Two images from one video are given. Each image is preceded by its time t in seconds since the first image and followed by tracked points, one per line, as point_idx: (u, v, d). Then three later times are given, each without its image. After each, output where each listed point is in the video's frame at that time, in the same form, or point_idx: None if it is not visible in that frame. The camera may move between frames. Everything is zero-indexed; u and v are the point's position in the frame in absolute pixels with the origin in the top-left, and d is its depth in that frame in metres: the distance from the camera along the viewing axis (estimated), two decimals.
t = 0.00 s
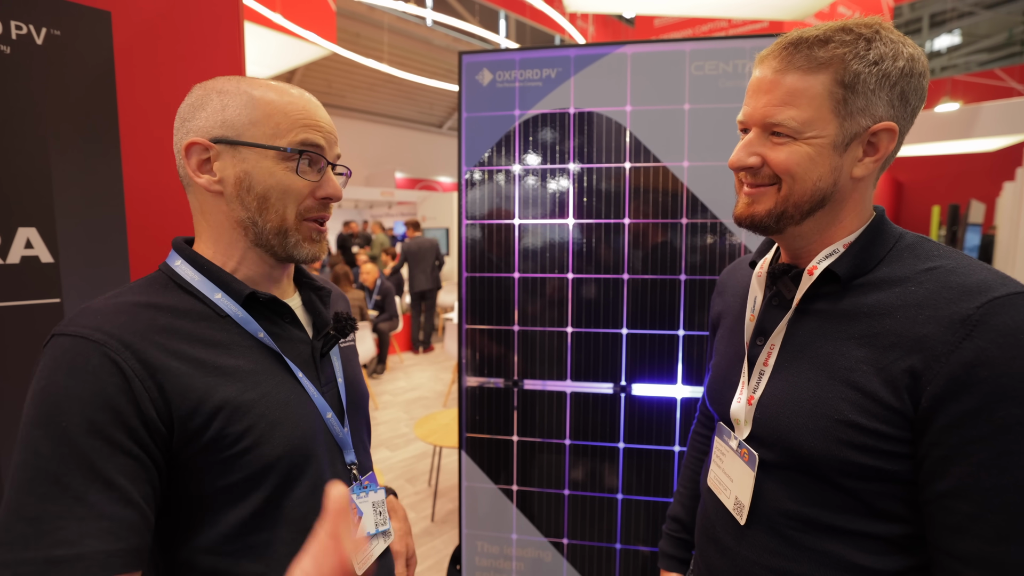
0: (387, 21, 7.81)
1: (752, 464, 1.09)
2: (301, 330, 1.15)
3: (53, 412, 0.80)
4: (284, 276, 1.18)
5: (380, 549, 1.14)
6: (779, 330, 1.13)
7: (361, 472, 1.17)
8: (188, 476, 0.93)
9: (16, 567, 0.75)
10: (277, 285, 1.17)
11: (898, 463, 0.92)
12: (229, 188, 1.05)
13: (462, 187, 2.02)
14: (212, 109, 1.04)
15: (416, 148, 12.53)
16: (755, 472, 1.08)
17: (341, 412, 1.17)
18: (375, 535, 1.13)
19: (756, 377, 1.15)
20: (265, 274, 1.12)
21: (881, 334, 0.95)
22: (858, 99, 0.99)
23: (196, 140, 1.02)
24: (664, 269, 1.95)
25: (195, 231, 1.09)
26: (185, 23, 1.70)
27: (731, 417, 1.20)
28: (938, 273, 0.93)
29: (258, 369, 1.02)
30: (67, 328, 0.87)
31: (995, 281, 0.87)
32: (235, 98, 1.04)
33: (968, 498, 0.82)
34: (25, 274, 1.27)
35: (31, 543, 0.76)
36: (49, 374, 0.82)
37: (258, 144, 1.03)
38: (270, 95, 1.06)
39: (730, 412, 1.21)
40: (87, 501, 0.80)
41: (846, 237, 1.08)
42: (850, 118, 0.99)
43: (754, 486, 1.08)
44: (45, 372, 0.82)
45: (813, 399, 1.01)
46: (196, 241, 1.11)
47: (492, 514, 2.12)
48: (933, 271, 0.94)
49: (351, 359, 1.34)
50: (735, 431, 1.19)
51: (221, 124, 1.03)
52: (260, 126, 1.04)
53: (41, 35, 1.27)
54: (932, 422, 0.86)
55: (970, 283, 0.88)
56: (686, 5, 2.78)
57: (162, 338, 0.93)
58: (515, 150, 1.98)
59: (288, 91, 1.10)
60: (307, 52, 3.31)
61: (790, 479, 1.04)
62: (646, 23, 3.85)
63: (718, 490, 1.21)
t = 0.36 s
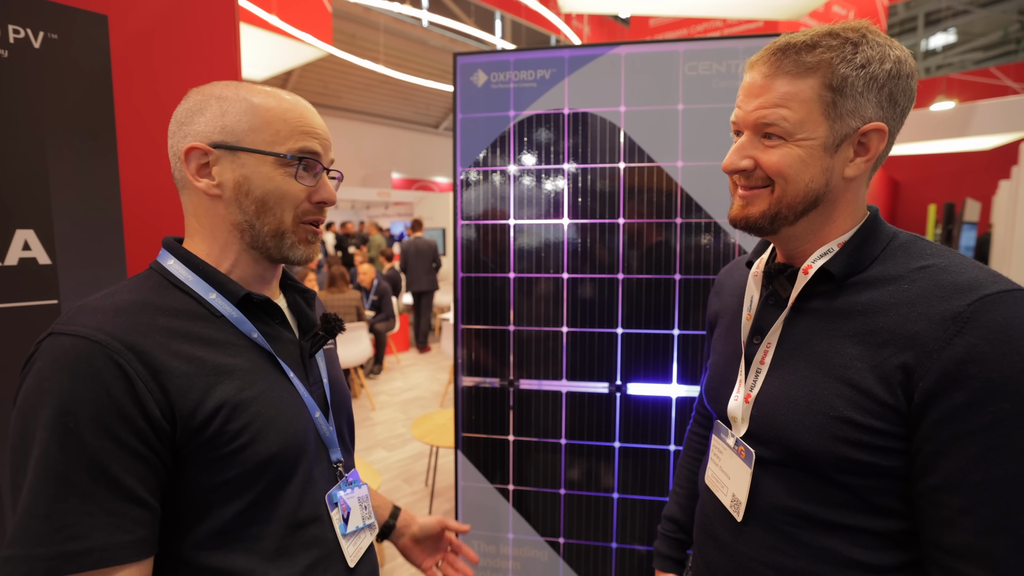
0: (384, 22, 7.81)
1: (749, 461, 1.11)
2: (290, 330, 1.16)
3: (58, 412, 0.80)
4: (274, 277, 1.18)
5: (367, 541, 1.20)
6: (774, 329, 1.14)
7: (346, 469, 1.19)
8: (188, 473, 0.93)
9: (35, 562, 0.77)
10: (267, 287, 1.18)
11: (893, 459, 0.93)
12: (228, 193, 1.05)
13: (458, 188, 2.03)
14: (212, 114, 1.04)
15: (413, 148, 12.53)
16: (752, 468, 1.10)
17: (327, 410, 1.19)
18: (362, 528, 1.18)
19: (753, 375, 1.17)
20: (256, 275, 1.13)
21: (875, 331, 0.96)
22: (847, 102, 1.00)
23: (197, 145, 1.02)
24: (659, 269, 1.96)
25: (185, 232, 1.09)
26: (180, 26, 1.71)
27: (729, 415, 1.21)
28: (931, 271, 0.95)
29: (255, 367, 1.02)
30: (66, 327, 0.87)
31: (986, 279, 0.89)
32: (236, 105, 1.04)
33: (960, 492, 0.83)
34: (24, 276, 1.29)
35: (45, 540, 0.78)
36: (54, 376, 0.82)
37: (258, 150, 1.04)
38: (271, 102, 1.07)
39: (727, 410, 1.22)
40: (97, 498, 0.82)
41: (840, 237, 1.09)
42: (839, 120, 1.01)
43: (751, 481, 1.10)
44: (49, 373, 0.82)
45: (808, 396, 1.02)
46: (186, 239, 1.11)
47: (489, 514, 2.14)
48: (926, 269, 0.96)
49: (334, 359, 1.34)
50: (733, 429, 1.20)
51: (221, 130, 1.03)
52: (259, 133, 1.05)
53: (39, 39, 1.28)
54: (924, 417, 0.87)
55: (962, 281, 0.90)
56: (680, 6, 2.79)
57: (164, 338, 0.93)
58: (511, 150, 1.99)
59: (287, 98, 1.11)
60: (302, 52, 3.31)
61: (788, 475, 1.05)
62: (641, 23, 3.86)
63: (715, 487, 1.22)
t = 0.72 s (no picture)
0: (383, 22, 7.81)
1: (747, 457, 1.12)
2: (281, 334, 1.16)
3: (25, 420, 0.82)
4: (271, 278, 1.19)
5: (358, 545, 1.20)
6: (773, 326, 1.15)
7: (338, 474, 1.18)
8: (160, 480, 0.95)
9: None
10: (263, 288, 1.18)
11: (890, 454, 0.94)
12: (243, 196, 1.06)
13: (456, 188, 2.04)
14: (224, 117, 1.05)
15: (412, 148, 12.52)
16: (750, 464, 1.10)
17: (318, 415, 1.19)
18: (352, 533, 1.18)
19: (751, 372, 1.17)
20: (254, 277, 1.14)
21: (872, 328, 0.97)
22: (844, 103, 1.01)
23: (213, 148, 1.03)
24: (655, 269, 1.97)
25: (186, 232, 1.08)
26: (179, 28, 1.72)
27: (726, 412, 1.22)
28: (927, 269, 0.95)
29: (236, 375, 1.03)
30: (48, 333, 0.89)
31: (982, 276, 0.89)
32: (248, 108, 1.06)
33: (957, 487, 0.84)
34: (24, 277, 1.29)
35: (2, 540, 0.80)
36: (28, 382, 0.84)
37: (274, 154, 1.07)
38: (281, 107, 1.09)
39: (725, 407, 1.23)
40: (56, 505, 0.83)
41: (837, 235, 1.10)
42: (836, 121, 1.01)
43: (749, 476, 1.11)
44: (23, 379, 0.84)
45: (806, 392, 1.03)
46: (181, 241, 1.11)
47: (486, 513, 2.15)
48: (922, 267, 0.96)
49: (330, 362, 1.32)
50: (729, 426, 1.21)
51: (235, 134, 1.04)
52: (274, 137, 1.07)
53: (38, 41, 1.28)
54: (921, 412, 0.88)
55: (958, 278, 0.90)
56: (677, 7, 2.80)
57: (142, 347, 0.94)
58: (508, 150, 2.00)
59: (292, 101, 1.13)
60: (299, 53, 3.31)
61: (785, 471, 1.06)
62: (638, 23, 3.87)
63: (713, 484, 1.23)
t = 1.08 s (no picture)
0: (383, 22, 7.79)
1: (747, 459, 1.11)
2: (278, 334, 1.16)
3: (39, 412, 0.81)
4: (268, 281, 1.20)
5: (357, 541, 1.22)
6: (773, 328, 1.15)
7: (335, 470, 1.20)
8: (168, 475, 0.95)
9: (8, 559, 0.77)
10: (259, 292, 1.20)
11: (891, 456, 0.94)
12: (226, 209, 1.06)
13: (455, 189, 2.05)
14: (202, 129, 1.04)
15: (411, 148, 12.53)
16: (751, 465, 1.10)
17: (314, 413, 1.19)
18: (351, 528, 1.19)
19: (752, 374, 1.17)
20: (252, 282, 1.15)
21: (873, 331, 0.97)
22: (842, 108, 1.01)
23: (189, 164, 1.02)
24: (655, 270, 1.97)
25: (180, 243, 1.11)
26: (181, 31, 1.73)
27: (727, 414, 1.22)
28: (927, 272, 0.95)
29: (241, 371, 1.04)
30: (52, 327, 0.89)
31: (982, 279, 0.89)
32: (225, 118, 1.03)
33: (958, 489, 0.84)
34: (28, 278, 1.30)
35: (22, 536, 0.78)
36: (37, 374, 0.83)
37: (253, 167, 1.05)
38: (261, 113, 1.05)
39: (726, 408, 1.23)
40: (78, 497, 0.83)
41: (838, 239, 1.10)
42: (835, 126, 1.01)
43: (750, 477, 1.11)
44: (30, 372, 0.83)
45: (806, 394, 1.03)
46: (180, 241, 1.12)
47: (486, 513, 2.15)
48: (922, 270, 0.96)
49: (323, 363, 1.33)
50: (730, 428, 1.21)
51: (212, 146, 1.03)
52: (252, 147, 1.04)
53: (44, 45, 1.30)
54: (922, 414, 0.88)
55: (958, 281, 0.91)
56: (676, 8, 2.80)
57: (148, 339, 0.95)
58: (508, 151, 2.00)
59: (277, 104, 1.08)
60: (298, 53, 3.31)
61: (786, 473, 1.06)
62: (637, 24, 3.87)
63: (714, 485, 1.23)
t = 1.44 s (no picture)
0: (382, 24, 7.78)
1: (748, 459, 1.12)
2: (275, 330, 1.18)
3: (49, 443, 0.83)
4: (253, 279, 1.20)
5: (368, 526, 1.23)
6: (774, 329, 1.16)
7: (344, 459, 1.22)
8: (182, 485, 0.98)
9: None
10: (249, 289, 1.20)
11: (890, 457, 0.94)
12: (179, 214, 1.04)
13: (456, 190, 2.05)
14: (143, 131, 1.01)
15: (412, 149, 12.54)
16: (752, 466, 1.11)
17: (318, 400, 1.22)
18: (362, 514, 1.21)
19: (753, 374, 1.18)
20: (226, 283, 1.14)
21: (873, 333, 0.97)
22: (844, 111, 1.01)
23: (133, 169, 1.00)
24: (655, 271, 1.98)
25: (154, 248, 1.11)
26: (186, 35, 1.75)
27: (728, 414, 1.22)
28: (928, 275, 0.96)
29: (239, 375, 1.06)
30: (43, 358, 0.89)
31: (982, 282, 0.90)
32: (163, 116, 0.99)
33: (957, 490, 0.85)
34: (34, 278, 1.37)
35: (57, 562, 0.82)
36: (37, 407, 0.84)
37: (198, 168, 1.01)
38: (200, 108, 1.00)
39: (726, 409, 1.24)
40: (101, 519, 0.85)
41: (838, 240, 1.10)
42: (837, 129, 1.02)
43: (750, 478, 1.11)
44: (29, 406, 0.84)
45: (807, 395, 1.04)
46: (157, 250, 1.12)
47: (487, 513, 2.15)
48: (923, 272, 0.97)
49: (324, 347, 1.35)
50: (731, 428, 1.22)
51: (156, 150, 1.01)
52: (194, 148, 1.01)
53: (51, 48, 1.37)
54: (922, 416, 0.89)
55: (958, 284, 0.91)
56: (677, 9, 2.81)
57: (143, 356, 0.96)
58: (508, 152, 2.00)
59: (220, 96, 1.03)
60: (300, 55, 3.33)
61: (786, 473, 1.07)
62: (638, 24, 3.88)
63: (714, 485, 1.23)
